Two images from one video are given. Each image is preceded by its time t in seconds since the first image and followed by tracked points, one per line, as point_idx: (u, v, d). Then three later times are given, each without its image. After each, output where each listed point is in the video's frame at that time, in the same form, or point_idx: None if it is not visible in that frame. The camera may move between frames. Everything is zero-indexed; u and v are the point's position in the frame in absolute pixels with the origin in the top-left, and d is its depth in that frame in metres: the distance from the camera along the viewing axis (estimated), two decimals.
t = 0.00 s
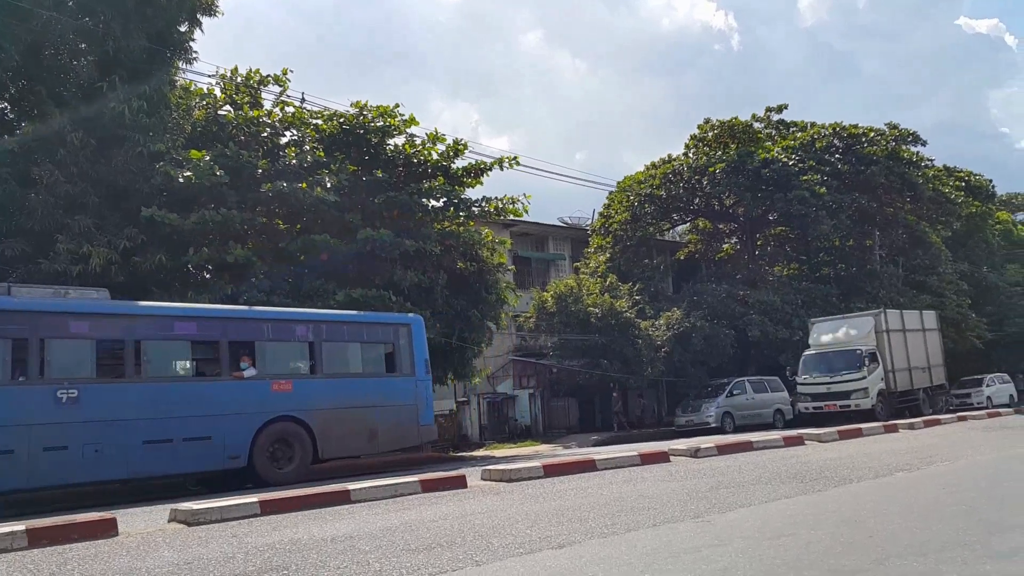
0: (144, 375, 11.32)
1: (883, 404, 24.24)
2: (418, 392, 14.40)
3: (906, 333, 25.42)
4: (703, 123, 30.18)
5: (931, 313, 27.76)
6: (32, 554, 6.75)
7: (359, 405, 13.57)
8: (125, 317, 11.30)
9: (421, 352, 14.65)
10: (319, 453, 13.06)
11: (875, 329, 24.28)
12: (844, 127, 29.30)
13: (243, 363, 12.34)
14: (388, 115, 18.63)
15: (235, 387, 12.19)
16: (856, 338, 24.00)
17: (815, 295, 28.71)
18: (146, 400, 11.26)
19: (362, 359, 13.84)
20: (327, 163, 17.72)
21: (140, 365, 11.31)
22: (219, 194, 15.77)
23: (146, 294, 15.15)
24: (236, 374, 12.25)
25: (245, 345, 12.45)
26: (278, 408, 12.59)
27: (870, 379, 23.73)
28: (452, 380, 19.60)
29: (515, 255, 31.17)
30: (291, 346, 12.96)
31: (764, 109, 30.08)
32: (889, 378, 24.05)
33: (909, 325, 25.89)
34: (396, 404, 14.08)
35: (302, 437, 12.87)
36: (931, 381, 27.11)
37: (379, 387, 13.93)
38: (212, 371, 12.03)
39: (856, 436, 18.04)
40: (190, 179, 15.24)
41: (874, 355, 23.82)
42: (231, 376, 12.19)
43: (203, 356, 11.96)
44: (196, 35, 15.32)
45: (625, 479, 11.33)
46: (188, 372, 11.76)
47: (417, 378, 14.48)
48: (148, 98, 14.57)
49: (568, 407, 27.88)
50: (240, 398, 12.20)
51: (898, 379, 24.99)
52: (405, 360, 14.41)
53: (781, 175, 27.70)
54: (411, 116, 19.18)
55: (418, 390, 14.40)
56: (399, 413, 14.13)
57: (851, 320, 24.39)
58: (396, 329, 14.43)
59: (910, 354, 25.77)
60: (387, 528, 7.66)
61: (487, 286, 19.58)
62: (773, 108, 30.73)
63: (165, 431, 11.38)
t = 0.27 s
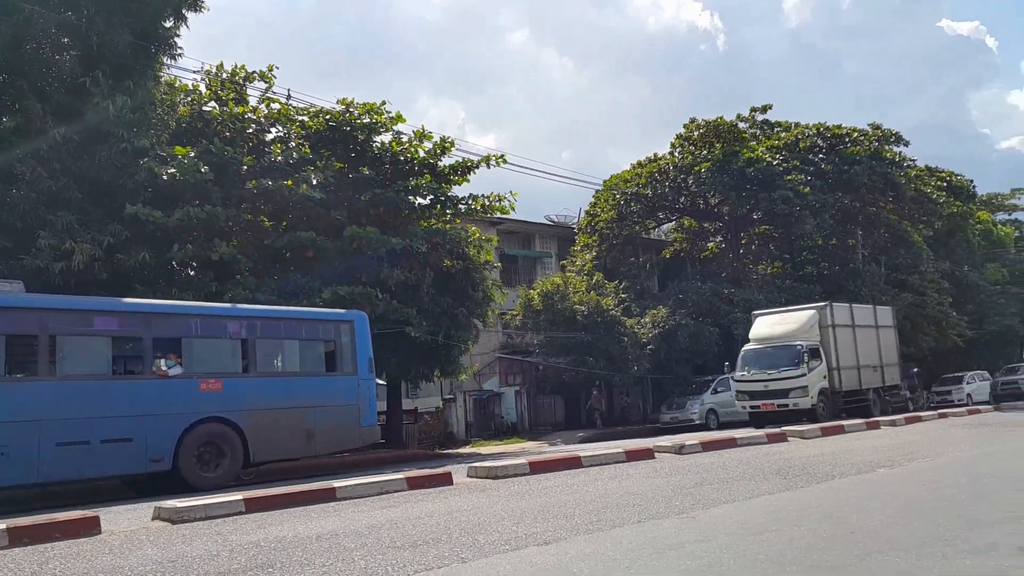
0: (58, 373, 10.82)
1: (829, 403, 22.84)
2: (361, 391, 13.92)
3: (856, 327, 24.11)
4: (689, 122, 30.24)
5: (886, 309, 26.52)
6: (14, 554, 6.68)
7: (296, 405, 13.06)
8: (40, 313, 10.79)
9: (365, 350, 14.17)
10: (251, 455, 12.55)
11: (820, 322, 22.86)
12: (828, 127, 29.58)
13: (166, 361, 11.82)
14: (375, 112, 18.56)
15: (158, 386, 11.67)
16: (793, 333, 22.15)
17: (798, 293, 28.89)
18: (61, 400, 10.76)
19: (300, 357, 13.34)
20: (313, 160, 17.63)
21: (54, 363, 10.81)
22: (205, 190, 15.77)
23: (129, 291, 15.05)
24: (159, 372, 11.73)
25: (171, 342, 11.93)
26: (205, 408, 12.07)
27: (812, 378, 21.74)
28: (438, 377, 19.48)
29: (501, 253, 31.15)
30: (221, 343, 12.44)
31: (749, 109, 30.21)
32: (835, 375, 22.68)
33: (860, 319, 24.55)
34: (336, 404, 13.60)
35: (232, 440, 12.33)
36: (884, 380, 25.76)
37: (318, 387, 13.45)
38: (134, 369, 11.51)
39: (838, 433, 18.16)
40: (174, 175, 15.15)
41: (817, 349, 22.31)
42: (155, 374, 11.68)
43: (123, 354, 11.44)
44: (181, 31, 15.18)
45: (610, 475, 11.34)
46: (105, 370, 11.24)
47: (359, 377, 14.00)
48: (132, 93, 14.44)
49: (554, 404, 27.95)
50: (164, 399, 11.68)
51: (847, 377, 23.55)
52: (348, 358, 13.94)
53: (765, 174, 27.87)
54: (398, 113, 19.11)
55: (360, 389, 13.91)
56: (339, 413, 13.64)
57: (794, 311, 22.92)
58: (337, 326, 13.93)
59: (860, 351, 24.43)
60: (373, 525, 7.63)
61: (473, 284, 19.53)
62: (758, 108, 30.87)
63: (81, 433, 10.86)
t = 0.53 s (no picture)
0: None
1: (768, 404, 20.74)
2: (292, 393, 13.26)
3: (797, 323, 22.39)
4: (674, 120, 30.23)
5: (833, 302, 24.83)
6: None
7: (220, 407, 12.36)
8: None
9: (297, 348, 13.49)
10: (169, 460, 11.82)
11: (756, 316, 20.99)
12: (812, 126, 29.68)
13: (77, 358, 11.07)
14: (359, 107, 18.40)
15: (69, 386, 10.92)
16: (726, 329, 20.08)
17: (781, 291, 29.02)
18: None
19: (227, 355, 12.63)
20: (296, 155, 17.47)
21: None
22: (185, 185, 15.58)
23: (108, 287, 14.84)
24: (68, 372, 10.96)
25: (83, 339, 11.17)
26: (120, 410, 11.33)
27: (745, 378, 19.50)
28: (422, 375, 19.39)
29: (486, 250, 31.05)
30: (139, 340, 11.68)
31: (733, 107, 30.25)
32: (773, 374, 20.66)
33: (804, 314, 22.88)
34: (265, 405, 12.91)
35: (149, 444, 11.61)
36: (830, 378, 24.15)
37: (247, 387, 12.76)
38: (41, 368, 10.75)
39: (820, 430, 18.21)
40: (155, 170, 14.95)
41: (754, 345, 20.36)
42: (64, 374, 10.93)
43: (30, 351, 10.68)
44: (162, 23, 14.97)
45: (595, 473, 11.29)
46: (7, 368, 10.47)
47: (291, 377, 13.33)
48: (111, 86, 14.25)
49: (538, 403, 28.10)
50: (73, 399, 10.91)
51: (788, 376, 21.74)
52: (279, 358, 13.24)
53: (749, 173, 27.94)
54: (383, 108, 18.98)
55: (292, 389, 13.25)
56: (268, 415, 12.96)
57: (728, 304, 21.00)
58: (268, 322, 13.24)
59: (803, 347, 22.74)
60: (355, 525, 7.54)
61: (457, 282, 19.31)
62: (743, 106, 30.94)
63: None
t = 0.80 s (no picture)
0: None
1: (686, 408, 19.22)
2: (201, 396, 12.24)
3: (722, 320, 20.42)
4: (650, 123, 30.32)
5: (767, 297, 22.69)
6: None
7: (119, 411, 11.33)
8: None
9: (208, 347, 12.49)
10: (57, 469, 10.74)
11: (676, 313, 19.45)
12: (784, 132, 29.91)
13: None
14: (334, 105, 18.25)
15: None
16: (642, 327, 18.62)
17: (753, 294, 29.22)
18: None
19: (128, 354, 11.62)
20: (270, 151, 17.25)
21: None
22: (155, 180, 15.14)
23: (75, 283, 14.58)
24: None
25: None
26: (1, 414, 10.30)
27: (659, 380, 18.12)
28: (395, 375, 19.30)
29: (461, 250, 30.96)
30: (24, 336, 10.64)
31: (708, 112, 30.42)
32: (693, 375, 19.17)
33: (730, 312, 20.82)
34: (172, 409, 11.89)
35: (35, 454, 10.53)
36: (760, 380, 21.99)
37: (150, 389, 11.72)
38: None
39: (790, 432, 18.35)
40: (125, 164, 14.68)
41: (670, 344, 18.89)
42: None
43: None
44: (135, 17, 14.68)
45: (567, 474, 11.25)
46: None
47: (202, 378, 12.32)
48: (81, 80, 13.99)
49: (512, 403, 27.60)
50: None
51: (709, 377, 19.80)
52: (187, 357, 12.25)
53: (722, 177, 28.11)
54: (359, 106, 18.82)
55: (202, 392, 12.24)
56: (175, 419, 11.94)
57: (645, 301, 19.53)
58: (176, 318, 12.25)
59: (729, 349, 20.65)
60: (324, 527, 7.43)
61: (432, 282, 19.17)
62: (717, 111, 31.13)
63: None
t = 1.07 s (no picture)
0: None
1: (586, 419, 17.60)
2: (82, 409, 11.79)
3: (627, 323, 18.91)
4: (611, 132, 30.50)
5: (678, 298, 21.21)
6: None
7: None
8: None
9: (92, 358, 12.02)
10: None
11: (574, 315, 17.97)
12: (741, 141, 30.36)
13: None
14: (293, 111, 18.05)
15: None
16: (536, 330, 17.14)
17: (712, 301, 29.51)
18: None
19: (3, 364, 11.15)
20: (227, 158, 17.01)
21: None
22: (109, 186, 14.75)
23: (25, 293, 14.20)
24: None
25: None
26: None
27: (553, 390, 16.54)
28: (356, 385, 19.25)
29: (422, 258, 30.83)
30: None
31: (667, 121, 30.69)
32: (593, 382, 17.66)
33: (636, 314, 19.32)
34: (47, 423, 11.41)
35: None
36: (674, 388, 20.41)
37: (25, 401, 11.29)
38: None
39: (749, 437, 18.52)
40: (78, 171, 14.33)
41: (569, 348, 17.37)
42: None
43: None
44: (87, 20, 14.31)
45: (530, 483, 11.18)
46: None
47: (83, 390, 11.86)
48: (31, 83, 13.76)
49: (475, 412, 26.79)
50: None
51: (612, 385, 18.27)
52: (67, 369, 11.75)
53: (683, 187, 28.27)
54: (318, 112, 18.64)
55: (82, 405, 11.78)
56: (52, 434, 11.46)
57: (542, 303, 18.01)
58: (58, 326, 11.76)
59: (636, 353, 19.11)
60: (283, 540, 7.27)
61: (393, 289, 19.12)
62: (677, 120, 31.43)
63: None
